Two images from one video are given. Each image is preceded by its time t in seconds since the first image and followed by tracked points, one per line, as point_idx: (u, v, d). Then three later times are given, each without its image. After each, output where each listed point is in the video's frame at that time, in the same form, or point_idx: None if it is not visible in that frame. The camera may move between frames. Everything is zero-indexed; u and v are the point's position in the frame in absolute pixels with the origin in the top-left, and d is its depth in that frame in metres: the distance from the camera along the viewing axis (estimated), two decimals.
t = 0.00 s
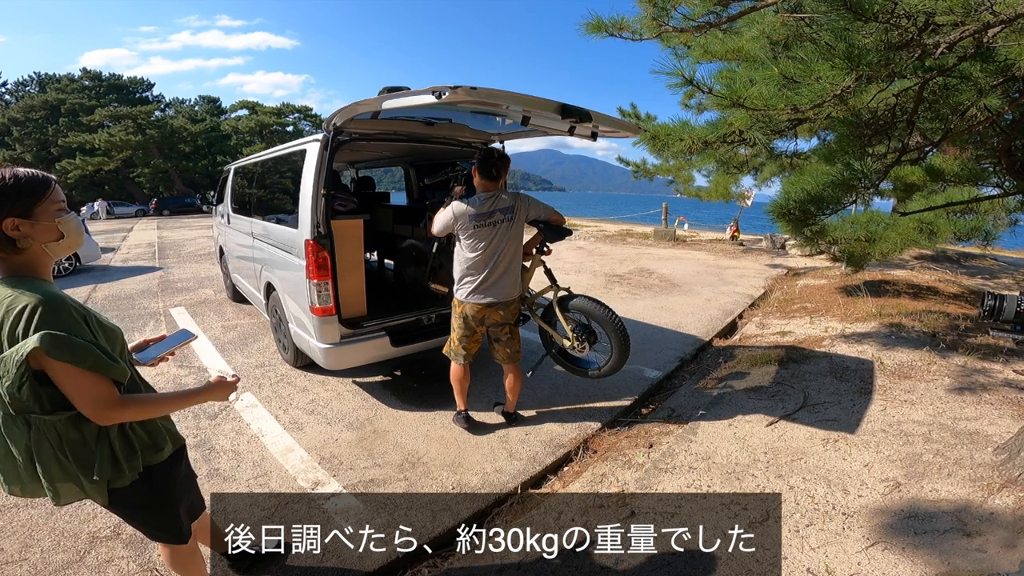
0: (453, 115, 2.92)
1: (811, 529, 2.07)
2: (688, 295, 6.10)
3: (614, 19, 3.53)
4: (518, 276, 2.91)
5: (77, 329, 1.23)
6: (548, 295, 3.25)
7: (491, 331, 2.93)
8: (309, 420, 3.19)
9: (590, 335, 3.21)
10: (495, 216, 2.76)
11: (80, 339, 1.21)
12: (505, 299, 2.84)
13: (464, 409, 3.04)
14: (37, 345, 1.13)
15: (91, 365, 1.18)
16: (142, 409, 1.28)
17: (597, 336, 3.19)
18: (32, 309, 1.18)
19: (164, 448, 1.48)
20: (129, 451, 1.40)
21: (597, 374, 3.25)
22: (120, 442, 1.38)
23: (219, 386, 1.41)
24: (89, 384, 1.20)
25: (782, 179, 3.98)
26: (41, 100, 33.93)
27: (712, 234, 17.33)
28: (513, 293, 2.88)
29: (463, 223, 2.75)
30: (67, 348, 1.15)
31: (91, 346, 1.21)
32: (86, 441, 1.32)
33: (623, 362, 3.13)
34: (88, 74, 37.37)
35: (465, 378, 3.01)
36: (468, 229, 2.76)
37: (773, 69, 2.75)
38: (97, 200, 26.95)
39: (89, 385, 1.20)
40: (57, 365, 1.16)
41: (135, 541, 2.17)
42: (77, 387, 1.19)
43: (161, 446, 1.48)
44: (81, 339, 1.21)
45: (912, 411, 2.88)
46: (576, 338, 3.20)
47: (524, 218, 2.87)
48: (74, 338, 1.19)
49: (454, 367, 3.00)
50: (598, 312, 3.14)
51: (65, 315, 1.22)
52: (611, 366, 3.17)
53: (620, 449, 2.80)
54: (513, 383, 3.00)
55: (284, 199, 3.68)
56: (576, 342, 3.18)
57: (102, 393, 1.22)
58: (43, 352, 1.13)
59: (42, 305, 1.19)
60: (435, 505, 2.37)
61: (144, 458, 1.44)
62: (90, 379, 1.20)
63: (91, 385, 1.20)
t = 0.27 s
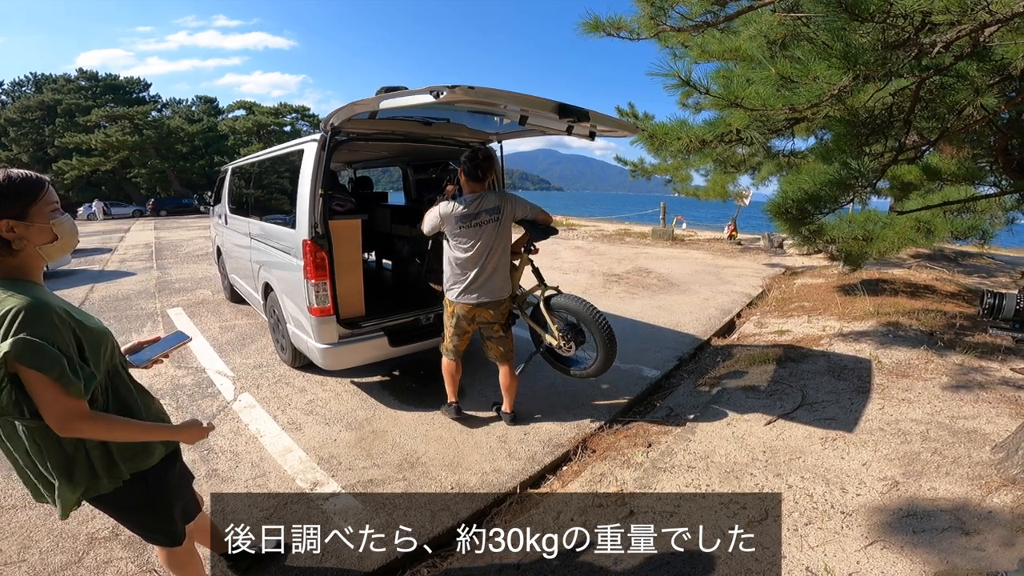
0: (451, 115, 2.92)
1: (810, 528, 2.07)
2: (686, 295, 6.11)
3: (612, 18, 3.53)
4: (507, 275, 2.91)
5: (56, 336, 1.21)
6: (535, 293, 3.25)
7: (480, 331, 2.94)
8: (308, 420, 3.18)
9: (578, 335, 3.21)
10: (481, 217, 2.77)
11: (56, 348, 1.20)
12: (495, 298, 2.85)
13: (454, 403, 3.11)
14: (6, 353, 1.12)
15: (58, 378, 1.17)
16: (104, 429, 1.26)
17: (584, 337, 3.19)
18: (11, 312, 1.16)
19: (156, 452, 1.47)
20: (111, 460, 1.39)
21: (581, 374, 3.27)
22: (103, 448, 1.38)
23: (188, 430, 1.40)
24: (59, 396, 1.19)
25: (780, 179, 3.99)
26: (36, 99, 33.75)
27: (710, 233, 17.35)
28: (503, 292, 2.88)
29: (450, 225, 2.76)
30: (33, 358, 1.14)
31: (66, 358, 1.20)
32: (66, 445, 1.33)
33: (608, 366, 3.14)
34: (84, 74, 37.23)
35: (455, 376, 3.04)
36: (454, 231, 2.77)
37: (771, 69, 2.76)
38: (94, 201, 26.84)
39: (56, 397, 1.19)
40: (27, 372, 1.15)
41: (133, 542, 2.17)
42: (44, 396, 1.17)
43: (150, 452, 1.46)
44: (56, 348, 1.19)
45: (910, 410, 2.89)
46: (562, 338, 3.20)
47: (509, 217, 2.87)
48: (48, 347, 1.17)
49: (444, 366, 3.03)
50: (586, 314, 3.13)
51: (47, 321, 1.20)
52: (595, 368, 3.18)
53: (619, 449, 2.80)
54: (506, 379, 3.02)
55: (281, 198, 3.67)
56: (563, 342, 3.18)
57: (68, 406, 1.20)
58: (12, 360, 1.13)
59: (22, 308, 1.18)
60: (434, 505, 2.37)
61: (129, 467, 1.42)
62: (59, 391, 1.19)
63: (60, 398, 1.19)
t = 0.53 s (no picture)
0: (450, 116, 2.92)
1: (809, 529, 2.07)
2: (685, 296, 6.11)
3: (612, 19, 3.54)
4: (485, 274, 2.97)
5: (46, 338, 1.21)
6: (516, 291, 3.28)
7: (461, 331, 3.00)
8: (306, 420, 3.18)
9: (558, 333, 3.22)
10: (455, 217, 2.84)
11: (47, 351, 1.20)
12: (474, 297, 2.91)
13: (440, 404, 3.17)
14: None
15: (49, 382, 1.17)
16: (96, 431, 1.26)
17: (564, 334, 3.20)
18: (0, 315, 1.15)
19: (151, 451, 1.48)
20: (107, 462, 1.39)
21: (557, 372, 3.27)
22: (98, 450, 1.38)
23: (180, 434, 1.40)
24: (50, 400, 1.19)
25: (779, 180, 3.99)
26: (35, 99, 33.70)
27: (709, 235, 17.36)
28: (482, 291, 2.94)
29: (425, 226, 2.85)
30: (22, 362, 1.14)
31: (56, 361, 1.19)
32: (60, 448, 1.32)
33: (585, 367, 3.12)
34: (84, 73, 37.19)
35: (441, 376, 3.11)
36: (430, 232, 2.85)
37: (771, 71, 2.76)
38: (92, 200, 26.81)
39: (48, 400, 1.19)
40: (17, 375, 1.14)
41: (131, 542, 2.17)
42: (35, 399, 1.18)
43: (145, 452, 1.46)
44: (46, 351, 1.19)
45: (909, 411, 2.89)
46: (543, 335, 3.21)
47: (484, 216, 2.92)
48: (38, 350, 1.17)
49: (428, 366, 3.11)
50: (565, 311, 3.11)
51: (37, 323, 1.20)
52: (572, 367, 3.17)
53: (618, 449, 2.81)
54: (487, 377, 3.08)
55: (280, 199, 3.67)
56: (542, 338, 3.20)
57: (60, 409, 1.20)
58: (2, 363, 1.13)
59: (12, 311, 1.17)
60: (433, 505, 2.37)
61: (126, 468, 1.42)
62: (50, 395, 1.19)
63: (52, 401, 1.19)
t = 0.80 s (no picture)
0: (453, 115, 2.93)
1: (806, 531, 2.08)
2: (685, 297, 6.11)
3: (616, 20, 3.54)
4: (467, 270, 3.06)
5: (46, 334, 1.21)
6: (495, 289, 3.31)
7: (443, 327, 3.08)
8: (306, 418, 3.19)
9: (535, 330, 3.26)
10: (435, 215, 2.93)
11: (47, 347, 1.20)
12: (457, 292, 2.99)
13: (438, 402, 3.19)
14: None
15: (51, 378, 1.18)
16: (97, 427, 1.27)
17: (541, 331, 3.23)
18: None
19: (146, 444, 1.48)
20: (106, 459, 1.40)
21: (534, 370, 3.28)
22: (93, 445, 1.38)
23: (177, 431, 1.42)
24: (51, 395, 1.19)
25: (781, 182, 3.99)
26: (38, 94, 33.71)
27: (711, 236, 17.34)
28: (464, 286, 3.03)
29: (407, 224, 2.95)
30: (25, 358, 1.14)
31: (57, 356, 1.20)
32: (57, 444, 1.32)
33: (561, 365, 3.13)
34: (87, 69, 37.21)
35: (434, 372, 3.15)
36: (412, 229, 2.95)
37: (775, 72, 2.76)
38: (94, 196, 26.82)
39: (49, 396, 1.19)
40: (19, 371, 1.15)
41: (129, 539, 2.17)
42: (37, 395, 1.18)
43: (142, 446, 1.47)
44: (48, 347, 1.20)
45: (908, 414, 2.89)
46: (520, 332, 3.25)
47: (463, 214, 3.01)
48: (40, 345, 1.18)
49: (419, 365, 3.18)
50: (539, 309, 3.13)
51: (36, 320, 1.20)
52: (549, 365, 3.17)
53: (617, 449, 2.81)
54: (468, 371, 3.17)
55: (281, 196, 3.68)
56: (519, 335, 3.24)
57: (61, 404, 1.21)
58: (4, 359, 1.13)
59: (11, 307, 1.17)
60: (431, 504, 2.37)
61: (123, 465, 1.43)
62: (51, 390, 1.19)
63: (54, 397, 1.20)
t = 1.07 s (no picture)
0: (456, 112, 2.93)
1: (805, 530, 2.08)
2: (687, 296, 6.11)
3: (621, 18, 3.53)
4: (462, 267, 3.07)
5: (48, 329, 1.22)
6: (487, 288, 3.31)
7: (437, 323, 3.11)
8: (307, 414, 3.20)
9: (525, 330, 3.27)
10: (431, 211, 2.95)
11: (50, 342, 1.21)
12: (451, 288, 3.01)
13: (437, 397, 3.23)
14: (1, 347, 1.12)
15: (55, 373, 1.18)
16: (100, 422, 1.28)
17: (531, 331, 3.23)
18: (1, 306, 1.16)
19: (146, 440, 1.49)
20: (105, 455, 1.40)
21: (521, 369, 3.29)
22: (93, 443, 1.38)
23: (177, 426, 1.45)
24: (54, 391, 1.20)
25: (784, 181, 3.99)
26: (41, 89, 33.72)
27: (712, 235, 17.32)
28: (458, 283, 3.04)
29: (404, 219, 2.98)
30: (29, 353, 1.15)
31: (60, 352, 1.21)
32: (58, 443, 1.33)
33: (547, 366, 3.14)
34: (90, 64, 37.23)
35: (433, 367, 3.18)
36: (408, 224, 2.99)
37: (779, 71, 2.75)
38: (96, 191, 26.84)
39: (52, 392, 1.20)
40: (23, 367, 1.15)
41: (129, 534, 2.19)
42: (40, 390, 1.19)
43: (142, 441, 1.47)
44: (50, 343, 1.20)
45: (908, 414, 2.89)
46: (509, 332, 3.26)
47: (461, 212, 3.02)
48: (43, 341, 1.18)
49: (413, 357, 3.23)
50: (528, 310, 3.12)
51: (38, 315, 1.21)
52: (536, 366, 3.18)
53: (617, 448, 2.82)
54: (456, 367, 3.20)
55: (284, 193, 3.68)
56: (509, 335, 3.24)
57: (64, 400, 1.22)
58: (7, 354, 1.13)
59: (13, 302, 1.17)
60: (432, 501, 2.38)
61: (123, 461, 1.44)
62: (54, 386, 1.20)
63: (56, 392, 1.20)
